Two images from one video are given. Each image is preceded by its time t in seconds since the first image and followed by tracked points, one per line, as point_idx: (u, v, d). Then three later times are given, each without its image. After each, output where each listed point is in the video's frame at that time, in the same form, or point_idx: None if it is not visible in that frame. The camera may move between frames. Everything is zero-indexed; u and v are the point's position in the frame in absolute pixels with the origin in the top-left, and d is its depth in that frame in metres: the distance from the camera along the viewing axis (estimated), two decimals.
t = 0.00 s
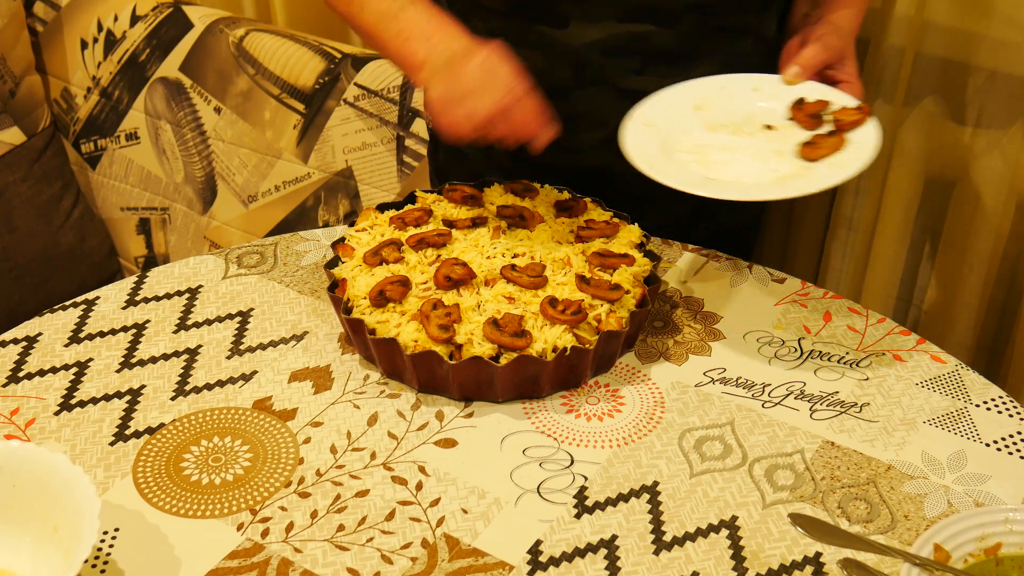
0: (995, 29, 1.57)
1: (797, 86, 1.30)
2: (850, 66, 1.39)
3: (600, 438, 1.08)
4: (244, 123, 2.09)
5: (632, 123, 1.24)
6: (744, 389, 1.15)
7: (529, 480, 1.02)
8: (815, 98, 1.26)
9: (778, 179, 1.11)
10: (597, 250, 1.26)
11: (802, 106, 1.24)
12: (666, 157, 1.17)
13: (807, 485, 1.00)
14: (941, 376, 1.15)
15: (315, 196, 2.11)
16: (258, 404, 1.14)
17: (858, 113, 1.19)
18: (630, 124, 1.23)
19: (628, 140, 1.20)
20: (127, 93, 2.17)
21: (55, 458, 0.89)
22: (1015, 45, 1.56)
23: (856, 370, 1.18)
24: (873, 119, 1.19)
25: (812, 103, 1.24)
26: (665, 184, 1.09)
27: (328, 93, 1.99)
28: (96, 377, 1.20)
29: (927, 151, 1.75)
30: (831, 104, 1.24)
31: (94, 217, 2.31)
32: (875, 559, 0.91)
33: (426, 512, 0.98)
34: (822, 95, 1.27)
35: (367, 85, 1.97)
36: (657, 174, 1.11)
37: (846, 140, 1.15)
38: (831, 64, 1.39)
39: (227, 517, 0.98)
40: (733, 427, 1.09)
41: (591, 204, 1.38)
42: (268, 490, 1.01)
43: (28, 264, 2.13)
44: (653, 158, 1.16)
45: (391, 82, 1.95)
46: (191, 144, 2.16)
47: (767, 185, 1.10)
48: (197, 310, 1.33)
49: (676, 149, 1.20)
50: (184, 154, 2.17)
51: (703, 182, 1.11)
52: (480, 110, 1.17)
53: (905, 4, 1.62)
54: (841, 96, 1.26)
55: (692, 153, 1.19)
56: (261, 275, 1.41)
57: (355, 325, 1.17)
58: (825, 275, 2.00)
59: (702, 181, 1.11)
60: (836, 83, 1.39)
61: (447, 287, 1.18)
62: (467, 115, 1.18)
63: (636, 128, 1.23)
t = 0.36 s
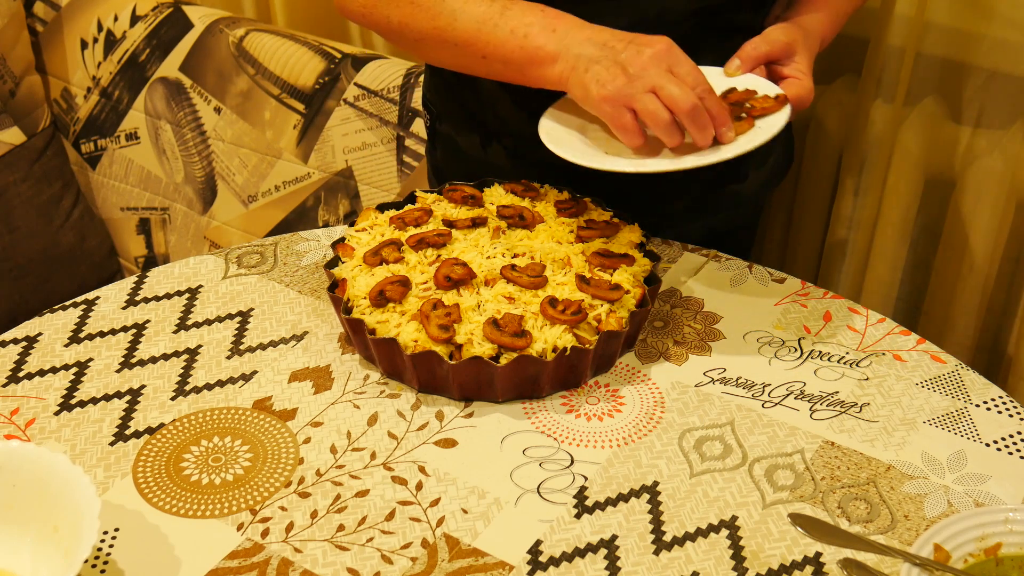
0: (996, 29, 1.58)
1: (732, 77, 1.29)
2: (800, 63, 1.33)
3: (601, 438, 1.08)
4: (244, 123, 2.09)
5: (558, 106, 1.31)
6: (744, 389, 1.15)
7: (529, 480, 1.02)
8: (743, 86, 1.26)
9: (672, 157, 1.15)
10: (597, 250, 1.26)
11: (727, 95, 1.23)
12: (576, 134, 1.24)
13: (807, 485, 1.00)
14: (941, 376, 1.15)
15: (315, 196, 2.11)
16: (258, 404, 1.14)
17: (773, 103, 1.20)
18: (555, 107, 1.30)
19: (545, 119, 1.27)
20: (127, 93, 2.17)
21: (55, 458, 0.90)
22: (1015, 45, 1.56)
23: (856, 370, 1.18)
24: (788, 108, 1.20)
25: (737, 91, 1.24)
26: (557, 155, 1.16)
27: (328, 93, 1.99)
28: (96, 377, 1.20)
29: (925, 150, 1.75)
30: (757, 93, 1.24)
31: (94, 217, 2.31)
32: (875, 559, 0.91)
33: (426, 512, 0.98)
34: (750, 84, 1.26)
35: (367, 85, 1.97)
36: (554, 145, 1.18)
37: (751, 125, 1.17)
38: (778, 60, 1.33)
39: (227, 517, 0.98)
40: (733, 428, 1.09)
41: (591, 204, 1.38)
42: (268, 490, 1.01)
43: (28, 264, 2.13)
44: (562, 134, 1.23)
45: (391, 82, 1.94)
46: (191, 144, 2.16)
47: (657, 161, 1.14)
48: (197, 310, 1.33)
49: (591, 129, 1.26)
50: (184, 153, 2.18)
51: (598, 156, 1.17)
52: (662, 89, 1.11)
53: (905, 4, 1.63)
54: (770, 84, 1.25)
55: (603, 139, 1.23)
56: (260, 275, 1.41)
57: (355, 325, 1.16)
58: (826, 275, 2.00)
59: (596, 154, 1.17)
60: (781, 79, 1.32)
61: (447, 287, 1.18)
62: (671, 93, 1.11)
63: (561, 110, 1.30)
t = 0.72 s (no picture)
0: (996, 29, 1.58)
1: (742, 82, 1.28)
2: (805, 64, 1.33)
3: (600, 438, 1.08)
4: (244, 123, 2.09)
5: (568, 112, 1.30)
6: (744, 389, 1.15)
7: (529, 480, 1.02)
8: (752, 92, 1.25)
9: (683, 169, 1.15)
10: (597, 250, 1.26)
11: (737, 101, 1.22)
12: (588, 141, 1.23)
13: (807, 485, 1.00)
14: (941, 376, 1.15)
15: (315, 196, 2.11)
16: (258, 404, 1.14)
17: (782, 113, 1.19)
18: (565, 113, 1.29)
19: (556, 124, 1.26)
20: (127, 93, 2.17)
21: (55, 458, 0.89)
22: (1015, 45, 1.56)
23: (856, 370, 1.18)
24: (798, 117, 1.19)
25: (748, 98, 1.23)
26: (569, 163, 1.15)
27: (328, 92, 1.99)
28: (96, 377, 1.20)
29: (926, 150, 1.76)
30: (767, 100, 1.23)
31: (94, 217, 2.31)
32: (875, 559, 0.91)
33: (426, 512, 0.98)
34: (760, 90, 1.25)
35: (367, 85, 1.97)
36: (566, 153, 1.18)
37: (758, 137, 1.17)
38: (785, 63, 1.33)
39: (228, 517, 0.98)
40: (733, 427, 1.09)
41: (591, 204, 1.38)
42: (268, 490, 1.01)
43: (29, 264, 2.12)
44: (572, 141, 1.22)
45: (391, 82, 1.94)
46: (191, 144, 2.16)
47: (669, 172, 1.14)
48: (197, 310, 1.33)
49: (601, 136, 1.25)
50: (184, 154, 2.18)
51: (610, 164, 1.16)
52: (672, 104, 1.13)
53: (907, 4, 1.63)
54: (780, 92, 1.24)
55: (614, 146, 1.23)
56: (260, 275, 1.41)
57: (355, 325, 1.16)
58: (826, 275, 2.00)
59: (608, 163, 1.17)
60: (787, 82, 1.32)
61: (447, 287, 1.18)
62: (678, 109, 1.12)
63: (570, 117, 1.29)
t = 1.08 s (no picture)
0: (996, 30, 1.58)
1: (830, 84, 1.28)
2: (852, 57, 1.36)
3: (600, 438, 1.08)
4: (244, 123, 2.09)
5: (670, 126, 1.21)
6: (744, 389, 1.15)
7: (529, 480, 1.02)
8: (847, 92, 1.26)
9: (826, 165, 1.09)
10: (597, 250, 1.27)
11: (839, 99, 1.22)
12: (709, 153, 1.14)
13: (807, 485, 1.00)
14: (941, 376, 1.15)
15: (315, 197, 2.12)
16: (258, 404, 1.14)
17: (894, 103, 1.19)
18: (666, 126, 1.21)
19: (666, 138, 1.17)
20: (127, 93, 2.17)
21: (55, 458, 0.90)
22: (1016, 45, 1.56)
23: (856, 370, 1.18)
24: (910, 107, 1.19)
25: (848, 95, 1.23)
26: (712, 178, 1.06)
27: (328, 92, 1.99)
28: (96, 377, 1.20)
29: (927, 150, 1.75)
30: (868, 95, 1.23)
31: (93, 217, 2.31)
32: (875, 559, 0.90)
33: (426, 512, 0.98)
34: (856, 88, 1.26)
35: (367, 85, 1.97)
36: (703, 169, 1.09)
37: (886, 129, 1.15)
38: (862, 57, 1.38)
39: (228, 517, 0.98)
40: (733, 427, 1.09)
41: (591, 204, 1.38)
42: (268, 490, 1.01)
43: (29, 264, 2.12)
44: (694, 155, 1.13)
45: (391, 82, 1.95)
46: (191, 144, 2.16)
47: (812, 172, 1.08)
48: (197, 310, 1.33)
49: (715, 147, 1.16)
50: (184, 154, 2.18)
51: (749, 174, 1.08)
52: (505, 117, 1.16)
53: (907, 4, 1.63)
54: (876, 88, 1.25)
55: (734, 154, 1.14)
56: (261, 275, 1.41)
57: (355, 325, 1.16)
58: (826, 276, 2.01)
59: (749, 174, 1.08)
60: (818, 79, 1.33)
61: (447, 287, 1.18)
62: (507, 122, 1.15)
63: (672, 130, 1.20)
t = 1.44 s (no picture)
0: (996, 30, 1.58)
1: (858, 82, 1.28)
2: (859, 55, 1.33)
3: (600, 438, 1.08)
4: (244, 123, 2.12)
5: (704, 135, 1.22)
6: (744, 389, 1.15)
7: (529, 480, 1.02)
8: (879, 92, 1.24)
9: (862, 176, 1.10)
10: (597, 250, 1.27)
11: (869, 102, 1.22)
12: (746, 166, 1.16)
13: (807, 485, 1.00)
14: (941, 376, 1.15)
15: (315, 196, 2.16)
16: (258, 404, 1.14)
17: (927, 104, 1.17)
18: (703, 136, 1.22)
19: (704, 151, 1.18)
20: (127, 93, 2.17)
21: (55, 459, 0.89)
22: (1016, 45, 1.56)
23: (856, 370, 1.18)
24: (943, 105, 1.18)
25: (879, 98, 1.22)
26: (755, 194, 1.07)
27: (328, 92, 2.05)
28: (96, 377, 1.20)
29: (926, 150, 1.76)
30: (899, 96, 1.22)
31: (93, 217, 2.31)
32: (875, 558, 0.90)
33: (426, 512, 0.98)
34: (887, 87, 1.24)
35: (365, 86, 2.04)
36: (744, 184, 1.10)
37: (919, 135, 1.14)
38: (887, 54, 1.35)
39: (228, 517, 0.98)
40: (733, 427, 1.09)
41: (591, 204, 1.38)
42: (268, 490, 1.01)
43: (29, 265, 2.12)
44: (732, 168, 1.15)
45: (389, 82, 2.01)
46: (191, 144, 2.16)
47: (850, 184, 1.09)
48: (197, 310, 1.33)
49: (753, 158, 1.18)
50: (184, 154, 2.17)
51: (788, 187, 1.09)
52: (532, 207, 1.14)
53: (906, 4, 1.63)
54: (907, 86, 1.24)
55: (773, 167, 1.15)
56: (260, 275, 1.41)
57: (355, 325, 1.16)
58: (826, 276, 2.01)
59: (788, 187, 1.09)
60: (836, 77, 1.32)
61: (447, 287, 1.18)
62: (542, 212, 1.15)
63: (709, 140, 1.21)
